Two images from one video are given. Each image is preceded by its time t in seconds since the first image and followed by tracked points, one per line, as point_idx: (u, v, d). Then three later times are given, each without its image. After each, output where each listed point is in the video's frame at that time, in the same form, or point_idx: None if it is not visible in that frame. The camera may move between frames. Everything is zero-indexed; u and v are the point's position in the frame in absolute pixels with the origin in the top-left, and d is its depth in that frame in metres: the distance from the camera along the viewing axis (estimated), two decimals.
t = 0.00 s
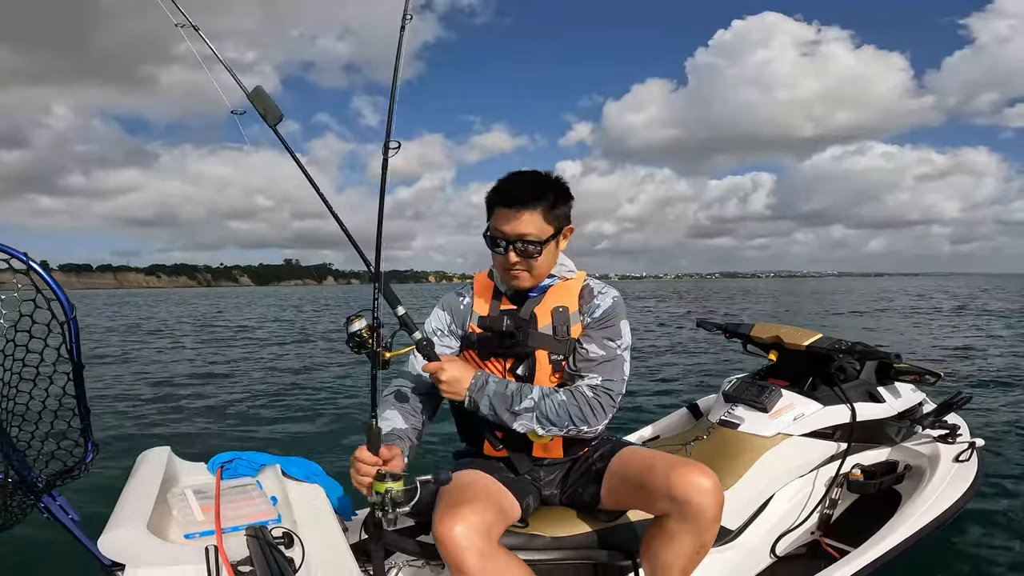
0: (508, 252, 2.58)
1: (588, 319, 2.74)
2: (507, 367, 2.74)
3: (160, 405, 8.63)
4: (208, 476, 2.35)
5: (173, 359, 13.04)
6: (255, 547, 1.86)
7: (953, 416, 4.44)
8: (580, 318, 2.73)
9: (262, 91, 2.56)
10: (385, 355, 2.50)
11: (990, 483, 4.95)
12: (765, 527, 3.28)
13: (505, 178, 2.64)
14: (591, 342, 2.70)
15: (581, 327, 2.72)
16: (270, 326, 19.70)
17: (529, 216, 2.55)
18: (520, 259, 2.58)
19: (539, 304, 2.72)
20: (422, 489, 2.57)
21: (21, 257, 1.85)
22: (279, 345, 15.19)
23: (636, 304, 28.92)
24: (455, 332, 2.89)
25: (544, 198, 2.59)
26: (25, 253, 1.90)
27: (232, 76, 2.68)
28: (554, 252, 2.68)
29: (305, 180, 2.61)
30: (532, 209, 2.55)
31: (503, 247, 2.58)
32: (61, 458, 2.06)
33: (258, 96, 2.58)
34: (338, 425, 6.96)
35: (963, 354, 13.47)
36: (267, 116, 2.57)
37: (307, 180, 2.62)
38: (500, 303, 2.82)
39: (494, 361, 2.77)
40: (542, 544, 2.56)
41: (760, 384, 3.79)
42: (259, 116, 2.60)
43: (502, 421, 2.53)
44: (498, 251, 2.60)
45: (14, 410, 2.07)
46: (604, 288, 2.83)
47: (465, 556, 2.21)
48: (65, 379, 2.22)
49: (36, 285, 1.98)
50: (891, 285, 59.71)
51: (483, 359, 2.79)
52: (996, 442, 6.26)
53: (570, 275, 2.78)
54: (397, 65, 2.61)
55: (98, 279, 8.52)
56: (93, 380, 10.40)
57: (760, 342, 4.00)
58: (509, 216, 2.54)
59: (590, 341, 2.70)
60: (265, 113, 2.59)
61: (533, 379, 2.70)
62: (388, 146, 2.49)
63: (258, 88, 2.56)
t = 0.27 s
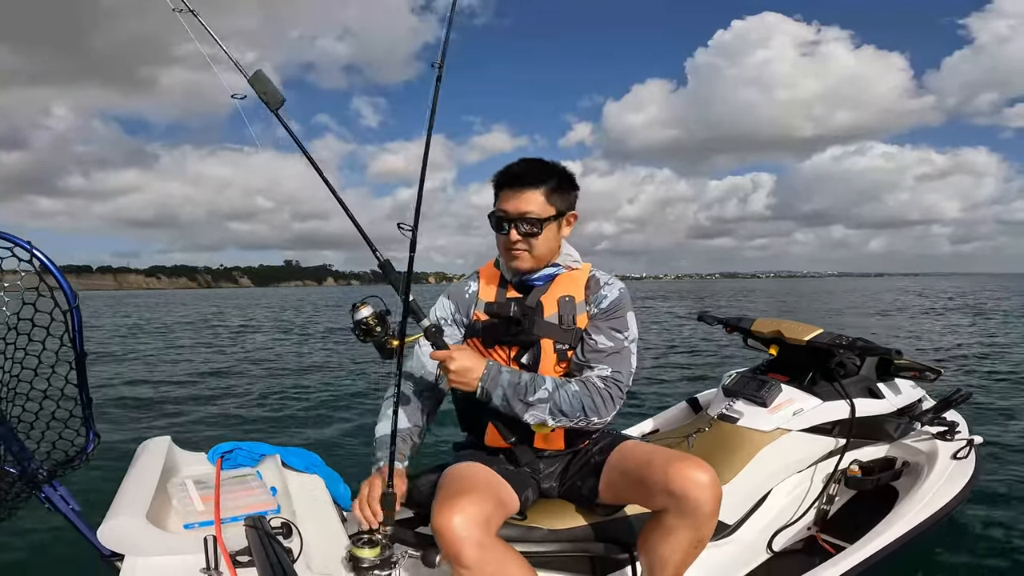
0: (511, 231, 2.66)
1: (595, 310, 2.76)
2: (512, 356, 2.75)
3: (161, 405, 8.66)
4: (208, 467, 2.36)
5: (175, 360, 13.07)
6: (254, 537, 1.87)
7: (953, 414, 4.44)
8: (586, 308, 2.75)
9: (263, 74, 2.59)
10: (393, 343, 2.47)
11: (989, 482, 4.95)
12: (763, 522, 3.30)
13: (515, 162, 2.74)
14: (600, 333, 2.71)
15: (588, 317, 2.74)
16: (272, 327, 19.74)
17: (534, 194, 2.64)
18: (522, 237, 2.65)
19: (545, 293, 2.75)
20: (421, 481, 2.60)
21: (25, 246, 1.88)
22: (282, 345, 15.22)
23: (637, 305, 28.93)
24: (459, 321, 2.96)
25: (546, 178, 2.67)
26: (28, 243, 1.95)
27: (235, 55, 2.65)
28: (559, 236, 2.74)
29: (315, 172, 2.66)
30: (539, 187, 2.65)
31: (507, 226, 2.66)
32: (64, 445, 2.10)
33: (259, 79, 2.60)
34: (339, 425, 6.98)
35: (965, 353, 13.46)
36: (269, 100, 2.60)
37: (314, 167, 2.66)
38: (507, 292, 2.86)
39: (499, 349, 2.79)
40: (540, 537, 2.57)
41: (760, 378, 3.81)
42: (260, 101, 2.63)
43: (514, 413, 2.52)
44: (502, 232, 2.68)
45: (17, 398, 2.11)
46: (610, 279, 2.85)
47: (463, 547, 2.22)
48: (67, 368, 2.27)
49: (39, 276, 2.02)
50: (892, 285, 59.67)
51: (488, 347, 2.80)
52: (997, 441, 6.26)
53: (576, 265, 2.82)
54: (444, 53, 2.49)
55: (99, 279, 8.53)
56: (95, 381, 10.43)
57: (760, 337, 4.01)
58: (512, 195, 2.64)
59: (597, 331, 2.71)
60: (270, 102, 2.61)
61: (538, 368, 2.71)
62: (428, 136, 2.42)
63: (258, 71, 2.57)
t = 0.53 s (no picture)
0: (536, 218, 2.75)
1: (608, 309, 2.80)
2: (522, 351, 2.78)
3: (162, 404, 8.68)
4: (209, 464, 2.37)
5: (176, 360, 13.10)
6: (254, 535, 1.88)
7: (953, 416, 4.44)
8: (598, 307, 2.78)
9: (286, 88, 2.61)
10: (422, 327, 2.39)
11: (989, 483, 4.95)
12: (762, 522, 3.30)
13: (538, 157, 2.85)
14: (615, 333, 2.74)
15: (600, 316, 2.77)
16: (274, 328, 19.76)
17: (558, 184, 2.75)
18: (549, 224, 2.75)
19: (559, 290, 2.78)
20: (421, 479, 2.61)
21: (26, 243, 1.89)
22: (283, 346, 15.25)
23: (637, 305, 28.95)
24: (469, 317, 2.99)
25: (570, 171, 2.79)
26: (30, 239, 1.95)
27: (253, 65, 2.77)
28: (580, 227, 2.84)
29: (328, 172, 2.59)
30: (564, 178, 2.76)
31: (531, 213, 2.75)
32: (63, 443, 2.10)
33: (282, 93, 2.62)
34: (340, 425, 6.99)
35: (965, 354, 13.46)
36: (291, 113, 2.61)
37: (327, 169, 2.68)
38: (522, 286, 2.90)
39: (509, 343, 2.80)
40: (540, 535, 2.59)
41: (760, 379, 3.82)
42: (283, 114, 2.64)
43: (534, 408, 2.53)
44: (526, 219, 2.77)
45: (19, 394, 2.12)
46: (623, 281, 2.88)
47: (462, 546, 2.23)
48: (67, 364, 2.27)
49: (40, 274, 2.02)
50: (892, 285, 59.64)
51: (497, 342, 2.81)
52: (998, 442, 6.25)
53: (590, 265, 2.88)
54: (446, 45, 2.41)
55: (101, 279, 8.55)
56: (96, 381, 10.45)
57: (761, 337, 4.02)
58: (538, 183, 2.76)
59: (611, 330, 2.75)
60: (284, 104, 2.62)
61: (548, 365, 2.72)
62: (429, 136, 2.35)
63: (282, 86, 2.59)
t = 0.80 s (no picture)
0: (537, 226, 2.77)
1: (615, 312, 2.78)
2: (529, 348, 2.77)
3: (160, 404, 8.67)
4: (205, 464, 2.36)
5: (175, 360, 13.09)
6: (250, 535, 1.87)
7: (951, 419, 4.44)
8: (606, 310, 2.77)
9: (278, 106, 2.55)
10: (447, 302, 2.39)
11: (988, 485, 4.94)
12: (759, 526, 3.30)
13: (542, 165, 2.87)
14: (621, 334, 2.73)
15: (607, 318, 2.76)
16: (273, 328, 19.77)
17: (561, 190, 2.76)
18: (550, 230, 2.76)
19: (569, 290, 2.77)
20: (420, 480, 2.62)
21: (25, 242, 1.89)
22: (283, 346, 15.24)
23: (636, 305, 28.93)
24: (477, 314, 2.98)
25: (574, 179, 2.79)
26: (29, 239, 1.94)
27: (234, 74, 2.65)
28: (585, 232, 2.84)
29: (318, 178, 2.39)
30: (566, 184, 2.77)
31: (534, 221, 2.77)
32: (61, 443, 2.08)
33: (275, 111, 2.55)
34: (338, 425, 6.98)
35: (964, 354, 13.46)
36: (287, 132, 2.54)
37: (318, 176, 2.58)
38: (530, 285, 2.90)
39: (517, 340, 2.80)
40: (536, 538, 2.58)
41: (758, 381, 3.79)
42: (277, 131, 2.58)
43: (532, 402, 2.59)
44: (529, 227, 2.79)
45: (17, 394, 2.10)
46: (629, 287, 2.88)
47: (464, 544, 2.23)
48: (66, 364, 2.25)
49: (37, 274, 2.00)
50: (892, 285, 59.65)
51: (505, 338, 2.81)
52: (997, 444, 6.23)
53: (599, 270, 2.90)
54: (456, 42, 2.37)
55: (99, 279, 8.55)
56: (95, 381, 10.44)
57: (760, 340, 4.01)
58: (541, 192, 2.77)
59: (618, 331, 2.74)
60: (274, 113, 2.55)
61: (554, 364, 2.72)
62: (435, 136, 2.31)
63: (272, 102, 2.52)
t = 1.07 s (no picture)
0: (538, 230, 2.76)
1: (616, 318, 2.78)
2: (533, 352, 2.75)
3: (159, 405, 8.65)
4: (203, 471, 2.35)
5: (173, 360, 13.06)
6: (249, 541, 1.86)
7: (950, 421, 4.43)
8: (608, 315, 2.77)
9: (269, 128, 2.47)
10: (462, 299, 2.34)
11: (988, 487, 4.92)
12: (758, 531, 3.29)
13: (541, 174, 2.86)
14: (628, 340, 2.76)
15: (609, 323, 2.76)
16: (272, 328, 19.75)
17: (560, 197, 2.75)
18: (550, 237, 2.75)
19: (571, 295, 2.77)
20: (419, 485, 2.62)
21: (22, 247, 1.90)
22: (281, 346, 15.21)
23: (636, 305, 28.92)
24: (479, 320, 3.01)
25: (576, 186, 2.78)
26: (26, 245, 1.94)
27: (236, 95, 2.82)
28: (585, 239, 2.84)
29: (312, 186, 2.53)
30: (564, 192, 2.76)
31: (535, 226, 2.76)
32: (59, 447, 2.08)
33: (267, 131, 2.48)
34: (337, 427, 6.97)
35: (963, 354, 13.46)
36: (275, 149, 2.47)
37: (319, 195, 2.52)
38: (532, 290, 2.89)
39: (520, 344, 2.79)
40: (535, 543, 2.57)
41: (757, 386, 3.77)
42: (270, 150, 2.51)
43: (559, 397, 2.49)
44: (531, 231, 2.78)
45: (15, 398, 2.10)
46: (628, 294, 2.89)
47: (467, 547, 2.22)
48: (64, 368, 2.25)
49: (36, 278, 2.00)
50: (891, 285, 59.70)
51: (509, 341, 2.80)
52: (996, 444, 6.22)
53: (599, 277, 2.90)
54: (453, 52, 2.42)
55: (98, 279, 8.55)
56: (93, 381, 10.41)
57: (758, 345, 4.00)
58: (544, 197, 2.77)
59: (625, 338, 2.76)
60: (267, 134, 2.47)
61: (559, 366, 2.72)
62: (435, 137, 2.28)
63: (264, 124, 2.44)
